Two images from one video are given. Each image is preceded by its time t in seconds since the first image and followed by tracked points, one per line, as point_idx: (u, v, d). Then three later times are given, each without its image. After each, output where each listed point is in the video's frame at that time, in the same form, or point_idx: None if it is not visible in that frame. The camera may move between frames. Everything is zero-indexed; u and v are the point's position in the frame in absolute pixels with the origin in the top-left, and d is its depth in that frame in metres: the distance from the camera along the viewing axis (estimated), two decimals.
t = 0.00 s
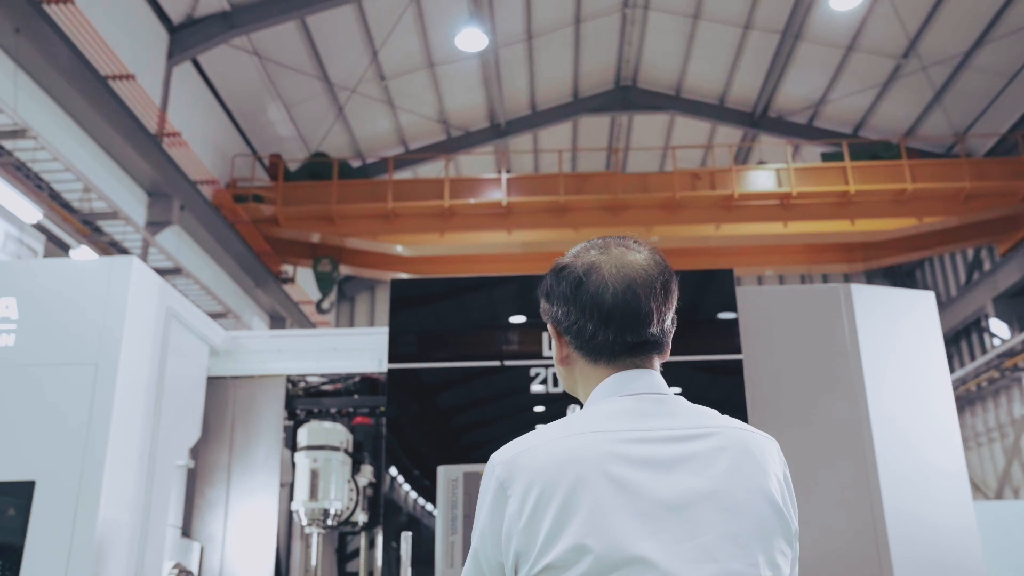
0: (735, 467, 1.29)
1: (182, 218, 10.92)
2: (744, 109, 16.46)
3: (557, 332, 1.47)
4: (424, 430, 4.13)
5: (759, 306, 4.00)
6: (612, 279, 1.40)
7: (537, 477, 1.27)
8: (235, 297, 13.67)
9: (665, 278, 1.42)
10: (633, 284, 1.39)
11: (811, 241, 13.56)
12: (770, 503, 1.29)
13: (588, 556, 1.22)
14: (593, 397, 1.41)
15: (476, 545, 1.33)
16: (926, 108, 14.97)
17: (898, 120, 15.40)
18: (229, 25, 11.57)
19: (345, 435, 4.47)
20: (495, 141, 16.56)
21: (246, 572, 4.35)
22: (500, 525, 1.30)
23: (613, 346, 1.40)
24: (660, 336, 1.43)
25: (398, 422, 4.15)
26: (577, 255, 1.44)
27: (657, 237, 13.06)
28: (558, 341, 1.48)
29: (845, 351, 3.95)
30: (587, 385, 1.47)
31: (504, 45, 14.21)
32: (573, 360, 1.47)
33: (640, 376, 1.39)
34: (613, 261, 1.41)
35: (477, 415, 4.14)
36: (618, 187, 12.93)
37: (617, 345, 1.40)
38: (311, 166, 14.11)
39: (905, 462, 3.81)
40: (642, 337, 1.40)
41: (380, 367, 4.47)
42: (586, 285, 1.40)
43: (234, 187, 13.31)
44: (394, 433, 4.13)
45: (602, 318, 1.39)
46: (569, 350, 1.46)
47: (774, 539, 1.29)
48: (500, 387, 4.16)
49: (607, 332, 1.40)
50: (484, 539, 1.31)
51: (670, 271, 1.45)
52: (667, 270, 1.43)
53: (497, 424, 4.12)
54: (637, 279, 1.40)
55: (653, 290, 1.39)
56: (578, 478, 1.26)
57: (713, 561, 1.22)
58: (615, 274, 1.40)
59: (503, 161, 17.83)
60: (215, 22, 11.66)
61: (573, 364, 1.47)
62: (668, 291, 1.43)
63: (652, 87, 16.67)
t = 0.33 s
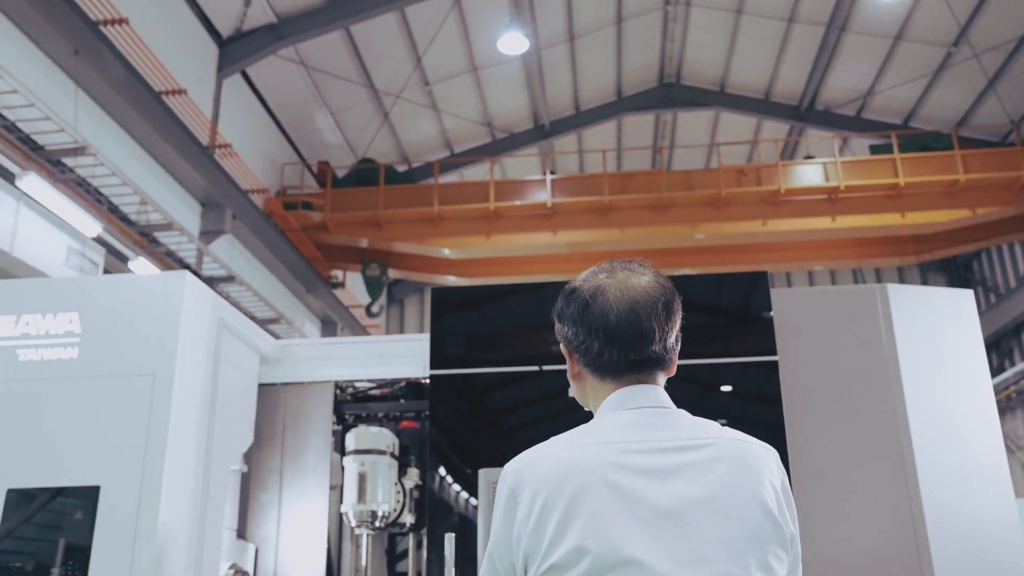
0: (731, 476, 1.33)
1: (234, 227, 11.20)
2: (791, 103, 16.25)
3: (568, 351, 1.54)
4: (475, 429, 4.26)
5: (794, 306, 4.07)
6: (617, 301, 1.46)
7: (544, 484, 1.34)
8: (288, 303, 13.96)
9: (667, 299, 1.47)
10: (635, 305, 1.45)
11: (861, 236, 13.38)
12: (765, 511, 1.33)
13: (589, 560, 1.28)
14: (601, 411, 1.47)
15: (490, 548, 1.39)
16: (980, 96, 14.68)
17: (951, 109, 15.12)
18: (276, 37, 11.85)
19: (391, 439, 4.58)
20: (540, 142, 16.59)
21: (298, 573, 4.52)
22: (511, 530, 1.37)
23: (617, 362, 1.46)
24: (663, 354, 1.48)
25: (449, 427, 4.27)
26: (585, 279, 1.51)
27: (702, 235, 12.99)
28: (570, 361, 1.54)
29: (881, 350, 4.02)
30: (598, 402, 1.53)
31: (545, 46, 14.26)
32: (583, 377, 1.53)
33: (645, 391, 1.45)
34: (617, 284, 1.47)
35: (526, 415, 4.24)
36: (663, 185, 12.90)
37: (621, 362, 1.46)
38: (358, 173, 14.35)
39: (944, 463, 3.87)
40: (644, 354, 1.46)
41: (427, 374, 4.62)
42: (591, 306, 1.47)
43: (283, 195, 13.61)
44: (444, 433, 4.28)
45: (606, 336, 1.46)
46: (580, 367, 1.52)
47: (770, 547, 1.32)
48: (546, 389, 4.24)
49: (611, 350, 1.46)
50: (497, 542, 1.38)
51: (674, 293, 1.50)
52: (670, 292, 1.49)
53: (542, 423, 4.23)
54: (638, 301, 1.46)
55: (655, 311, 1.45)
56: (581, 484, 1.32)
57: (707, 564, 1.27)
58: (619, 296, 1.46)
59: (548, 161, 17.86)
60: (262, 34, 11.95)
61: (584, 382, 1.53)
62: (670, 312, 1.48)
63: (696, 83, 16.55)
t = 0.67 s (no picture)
0: (711, 480, 1.38)
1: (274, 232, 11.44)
2: (828, 95, 16.09)
3: (563, 363, 1.60)
4: (510, 427, 4.35)
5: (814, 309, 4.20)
6: (608, 317, 1.52)
7: (538, 488, 1.39)
8: (328, 305, 14.19)
9: (655, 314, 1.53)
10: (624, 320, 1.51)
11: (900, 229, 13.22)
12: (742, 511, 1.38)
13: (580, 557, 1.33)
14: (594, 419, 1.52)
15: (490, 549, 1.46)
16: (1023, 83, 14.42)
17: (993, 97, 14.88)
18: (313, 45, 12.07)
19: (424, 440, 4.71)
20: (574, 141, 16.60)
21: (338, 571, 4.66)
22: (508, 532, 1.43)
23: (607, 374, 1.52)
24: (653, 365, 1.53)
25: (488, 425, 4.37)
26: (580, 295, 1.57)
27: (738, 231, 12.94)
28: (567, 372, 1.60)
29: (904, 346, 4.13)
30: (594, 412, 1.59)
31: (579, 45, 14.30)
32: (578, 388, 1.59)
33: (632, 400, 1.50)
34: (608, 301, 1.53)
35: (560, 414, 4.35)
36: (699, 182, 12.86)
37: (611, 373, 1.52)
38: (395, 176, 14.54)
39: (968, 460, 3.96)
40: (633, 367, 1.52)
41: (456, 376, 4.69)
42: (582, 322, 1.53)
43: (322, 200, 13.84)
44: (483, 431, 4.38)
45: (598, 350, 1.52)
46: (575, 379, 1.59)
47: (751, 548, 1.37)
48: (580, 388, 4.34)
49: (603, 363, 1.52)
50: (496, 545, 1.44)
51: (662, 307, 1.56)
52: (658, 306, 1.55)
53: (574, 422, 4.37)
54: (628, 316, 1.52)
55: (643, 325, 1.51)
56: (572, 489, 1.37)
57: (690, 564, 1.32)
58: (610, 312, 1.52)
59: (583, 160, 17.87)
60: (299, 42, 12.17)
61: (579, 393, 1.59)
62: (659, 324, 1.54)
63: (731, 78, 16.46)
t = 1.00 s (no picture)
0: (700, 482, 1.37)
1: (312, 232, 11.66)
2: (864, 84, 15.87)
3: (563, 376, 1.60)
4: (550, 419, 4.49)
5: (836, 304, 4.35)
6: (604, 332, 1.52)
7: (537, 491, 1.41)
8: (367, 303, 14.45)
9: (648, 327, 1.53)
10: (618, 333, 1.51)
11: (937, 218, 13.07)
12: (730, 513, 1.36)
13: (574, 554, 1.35)
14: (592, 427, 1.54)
15: (495, 552, 1.47)
16: None
17: None
18: (346, 46, 12.26)
19: (457, 437, 4.84)
20: (608, 135, 16.58)
21: (374, 566, 4.82)
22: (510, 535, 1.45)
23: (601, 386, 1.52)
24: (646, 375, 1.53)
25: (522, 418, 4.50)
26: (579, 311, 1.58)
27: (773, 223, 12.89)
28: (567, 386, 1.61)
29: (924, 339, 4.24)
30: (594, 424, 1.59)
31: (610, 40, 14.29)
32: (578, 399, 1.59)
33: (628, 408, 1.51)
34: (603, 314, 1.54)
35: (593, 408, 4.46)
36: (732, 175, 12.81)
37: (605, 384, 1.52)
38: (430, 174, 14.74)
39: (988, 451, 4.07)
40: (625, 378, 1.51)
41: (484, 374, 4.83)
42: (579, 334, 1.54)
43: (358, 199, 14.07)
44: (519, 424, 4.51)
45: (593, 361, 1.52)
46: (572, 390, 1.59)
47: (742, 549, 1.36)
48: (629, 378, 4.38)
49: (596, 374, 1.52)
50: (499, 545, 1.46)
51: (657, 322, 1.55)
52: (652, 320, 1.55)
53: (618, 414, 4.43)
54: (622, 330, 1.52)
55: (636, 339, 1.51)
56: (567, 493, 1.39)
57: (677, 565, 1.31)
58: (605, 327, 1.52)
59: (617, 155, 17.87)
60: (333, 44, 12.37)
61: (580, 405, 1.59)
62: (652, 337, 1.53)
63: (764, 69, 16.30)
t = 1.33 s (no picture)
0: (704, 479, 1.49)
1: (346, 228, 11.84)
2: (897, 69, 15.71)
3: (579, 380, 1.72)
4: (580, 410, 4.61)
5: (858, 298, 4.47)
6: (610, 341, 1.64)
7: (555, 488, 1.54)
8: (401, 296, 14.68)
9: (654, 334, 1.64)
10: (624, 342, 1.62)
11: (972, 205, 12.94)
12: (732, 508, 1.47)
13: (585, 545, 1.47)
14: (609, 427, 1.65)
15: (518, 543, 1.61)
16: None
17: None
18: (377, 43, 12.41)
19: (489, 431, 4.97)
20: (639, 126, 16.58)
21: (411, 554, 5.00)
22: (532, 527, 1.58)
23: (609, 390, 1.64)
24: (653, 378, 1.63)
25: (555, 409, 4.63)
26: (593, 321, 1.70)
27: (804, 213, 12.81)
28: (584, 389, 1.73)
29: (945, 331, 4.30)
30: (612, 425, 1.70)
31: (640, 30, 14.28)
32: (593, 403, 1.71)
33: (638, 408, 1.62)
34: (612, 323, 1.65)
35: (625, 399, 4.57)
36: (763, 164, 12.78)
37: (614, 388, 1.63)
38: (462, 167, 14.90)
39: (1014, 442, 4.12)
40: (631, 382, 1.62)
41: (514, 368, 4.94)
42: (590, 342, 1.66)
43: (391, 194, 14.28)
44: (553, 414, 4.63)
45: (600, 368, 1.64)
46: (588, 394, 1.71)
47: (742, 538, 1.47)
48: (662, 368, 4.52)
49: (604, 379, 1.64)
50: (522, 538, 1.60)
51: (662, 327, 1.66)
52: (658, 326, 1.65)
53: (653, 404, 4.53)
54: (627, 337, 1.63)
55: (640, 347, 1.62)
56: (581, 490, 1.51)
57: (681, 555, 1.43)
58: (611, 336, 1.64)
59: (648, 146, 17.91)
60: (364, 42, 12.53)
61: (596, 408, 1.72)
62: (658, 343, 1.64)
63: (795, 56, 16.17)
